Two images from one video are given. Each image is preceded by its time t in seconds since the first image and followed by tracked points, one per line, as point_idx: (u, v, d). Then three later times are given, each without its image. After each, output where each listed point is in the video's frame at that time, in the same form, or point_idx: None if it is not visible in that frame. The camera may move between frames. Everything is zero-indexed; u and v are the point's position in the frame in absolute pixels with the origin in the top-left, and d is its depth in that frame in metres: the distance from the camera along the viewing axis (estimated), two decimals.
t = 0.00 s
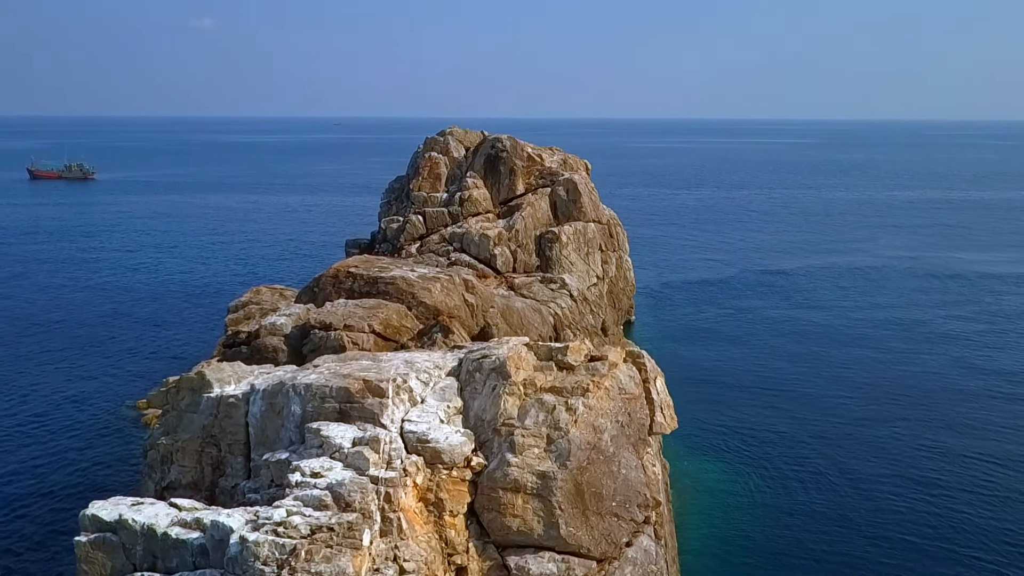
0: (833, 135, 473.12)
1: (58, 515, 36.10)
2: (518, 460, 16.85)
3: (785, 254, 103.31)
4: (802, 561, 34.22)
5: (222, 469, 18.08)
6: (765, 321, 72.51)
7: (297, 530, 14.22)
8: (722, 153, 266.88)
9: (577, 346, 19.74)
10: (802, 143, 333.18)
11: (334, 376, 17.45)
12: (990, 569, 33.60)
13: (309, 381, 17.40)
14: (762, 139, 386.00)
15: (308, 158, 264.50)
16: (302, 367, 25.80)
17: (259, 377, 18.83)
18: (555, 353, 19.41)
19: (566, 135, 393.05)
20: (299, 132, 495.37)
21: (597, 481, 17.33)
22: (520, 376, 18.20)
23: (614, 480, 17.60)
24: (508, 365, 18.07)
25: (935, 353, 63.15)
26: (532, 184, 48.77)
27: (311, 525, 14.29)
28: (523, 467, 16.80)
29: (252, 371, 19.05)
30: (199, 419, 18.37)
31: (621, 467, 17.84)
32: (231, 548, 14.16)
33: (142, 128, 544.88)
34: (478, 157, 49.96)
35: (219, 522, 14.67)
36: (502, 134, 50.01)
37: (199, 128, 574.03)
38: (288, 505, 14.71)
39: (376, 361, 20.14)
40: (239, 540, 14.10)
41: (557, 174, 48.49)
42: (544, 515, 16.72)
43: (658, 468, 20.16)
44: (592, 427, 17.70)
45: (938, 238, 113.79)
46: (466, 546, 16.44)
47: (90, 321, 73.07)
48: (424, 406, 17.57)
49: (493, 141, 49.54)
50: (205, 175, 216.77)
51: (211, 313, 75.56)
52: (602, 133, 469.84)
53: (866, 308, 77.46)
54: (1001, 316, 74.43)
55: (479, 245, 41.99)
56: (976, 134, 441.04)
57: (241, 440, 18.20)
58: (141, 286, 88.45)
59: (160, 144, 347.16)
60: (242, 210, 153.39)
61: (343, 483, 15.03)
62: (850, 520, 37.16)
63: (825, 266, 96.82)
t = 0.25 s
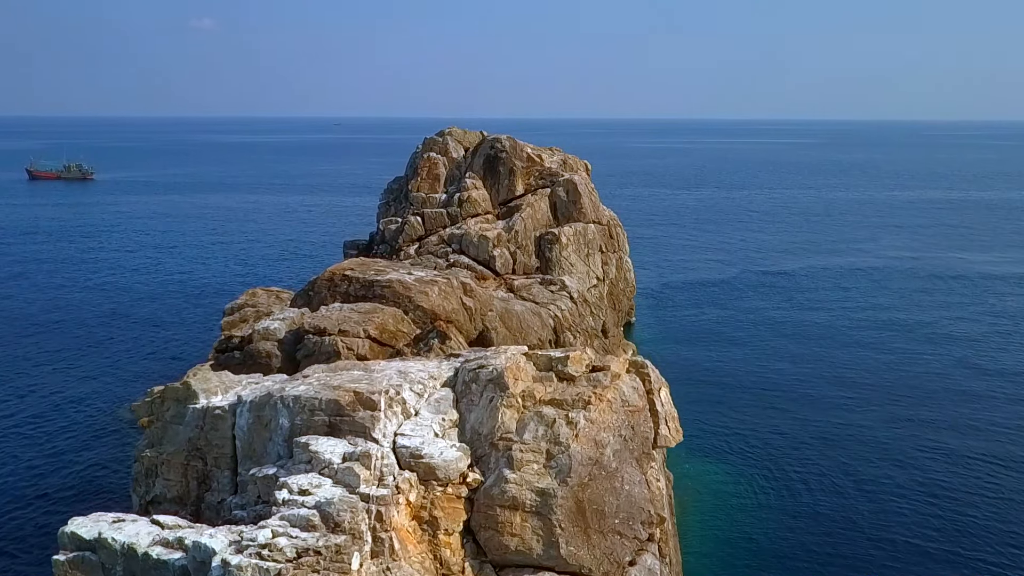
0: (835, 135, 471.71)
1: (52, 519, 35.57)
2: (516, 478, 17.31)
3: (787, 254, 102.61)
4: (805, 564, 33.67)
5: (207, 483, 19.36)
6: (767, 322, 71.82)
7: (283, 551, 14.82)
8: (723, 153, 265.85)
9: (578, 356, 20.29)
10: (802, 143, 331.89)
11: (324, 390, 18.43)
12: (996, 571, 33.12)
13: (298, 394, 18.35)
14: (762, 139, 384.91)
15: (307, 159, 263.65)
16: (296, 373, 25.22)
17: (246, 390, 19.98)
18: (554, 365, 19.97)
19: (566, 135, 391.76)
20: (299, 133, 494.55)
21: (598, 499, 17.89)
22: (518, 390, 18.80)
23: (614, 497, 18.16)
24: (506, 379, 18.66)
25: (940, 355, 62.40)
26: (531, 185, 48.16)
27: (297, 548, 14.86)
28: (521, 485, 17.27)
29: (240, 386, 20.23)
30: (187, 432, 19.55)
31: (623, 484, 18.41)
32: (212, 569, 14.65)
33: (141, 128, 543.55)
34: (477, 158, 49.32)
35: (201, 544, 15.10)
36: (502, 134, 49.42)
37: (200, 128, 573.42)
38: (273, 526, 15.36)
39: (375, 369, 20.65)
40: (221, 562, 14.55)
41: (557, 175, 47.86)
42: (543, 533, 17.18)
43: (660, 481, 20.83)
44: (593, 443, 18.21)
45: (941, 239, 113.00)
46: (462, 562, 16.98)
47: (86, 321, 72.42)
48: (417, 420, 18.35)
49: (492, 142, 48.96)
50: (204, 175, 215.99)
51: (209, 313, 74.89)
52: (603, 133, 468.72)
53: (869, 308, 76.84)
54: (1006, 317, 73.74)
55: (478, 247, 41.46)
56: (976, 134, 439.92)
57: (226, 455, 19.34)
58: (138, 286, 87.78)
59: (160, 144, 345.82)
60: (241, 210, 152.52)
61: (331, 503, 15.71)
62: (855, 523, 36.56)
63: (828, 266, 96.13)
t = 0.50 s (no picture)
0: (835, 135, 471.16)
1: (44, 521, 34.97)
2: (514, 496, 17.55)
3: (788, 255, 102.02)
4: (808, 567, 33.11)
5: (192, 497, 19.58)
6: (770, 322, 71.15)
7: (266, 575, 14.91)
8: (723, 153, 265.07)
9: (580, 365, 20.26)
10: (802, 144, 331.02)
11: (312, 401, 18.51)
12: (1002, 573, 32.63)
13: (285, 406, 18.39)
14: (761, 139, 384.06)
15: (307, 159, 262.92)
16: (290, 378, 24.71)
17: (232, 400, 20.01)
18: (555, 376, 19.97)
19: (565, 135, 390.79)
20: (300, 133, 493.42)
21: (601, 518, 18.09)
22: (516, 402, 18.88)
23: (618, 516, 18.35)
24: (503, 391, 18.70)
25: (945, 356, 61.76)
26: (531, 185, 47.52)
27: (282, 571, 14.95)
28: (519, 503, 17.50)
29: (225, 396, 20.30)
30: (171, 445, 19.77)
31: (628, 500, 18.59)
32: None
33: (140, 128, 542.34)
34: (476, 158, 48.74)
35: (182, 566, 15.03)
36: (501, 135, 48.81)
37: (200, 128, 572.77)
38: (257, 549, 15.40)
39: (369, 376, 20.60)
40: None
41: (557, 175, 47.27)
42: (542, 552, 17.47)
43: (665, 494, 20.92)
44: (595, 459, 18.39)
45: (943, 239, 112.40)
46: None
47: (83, 322, 71.76)
48: (411, 433, 18.48)
49: (491, 142, 48.38)
50: (204, 175, 215.20)
51: (206, 314, 74.24)
52: (603, 133, 468.06)
53: (871, 308, 76.28)
54: (1009, 317, 73.16)
55: (477, 248, 40.95)
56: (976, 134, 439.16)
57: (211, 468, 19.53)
58: (135, 287, 87.14)
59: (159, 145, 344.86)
60: (240, 211, 151.82)
61: (319, 523, 15.80)
62: (862, 526, 35.92)
63: (829, 266, 95.53)
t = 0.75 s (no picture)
0: (835, 135, 470.22)
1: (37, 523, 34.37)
2: (511, 515, 17.20)
3: (790, 255, 101.45)
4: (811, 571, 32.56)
5: (177, 513, 19.23)
6: (773, 323, 70.51)
7: None
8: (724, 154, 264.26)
9: (580, 377, 19.99)
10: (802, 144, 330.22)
11: (300, 415, 18.24)
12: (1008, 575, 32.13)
13: (272, 420, 18.10)
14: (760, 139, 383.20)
15: (307, 159, 261.91)
16: (284, 383, 24.20)
17: (218, 413, 19.66)
18: (554, 388, 19.71)
19: (565, 136, 389.94)
20: (300, 134, 492.60)
21: (603, 537, 17.63)
22: (513, 415, 18.61)
23: (622, 535, 17.85)
24: (499, 405, 18.47)
25: (950, 357, 61.11)
26: (530, 186, 46.93)
27: None
28: (517, 522, 17.13)
29: (211, 407, 19.99)
30: (154, 457, 19.34)
31: (633, 519, 18.14)
32: None
33: (140, 128, 541.54)
34: (475, 158, 48.19)
35: None
36: (500, 135, 48.22)
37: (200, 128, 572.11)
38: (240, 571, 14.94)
39: (362, 387, 20.29)
40: None
41: (557, 175, 46.71)
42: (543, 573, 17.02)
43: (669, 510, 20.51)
44: (597, 475, 18.11)
45: (945, 240, 111.81)
46: None
47: (80, 323, 71.15)
48: (404, 449, 18.22)
49: (490, 142, 47.79)
50: (203, 175, 214.23)
51: (204, 314, 73.63)
52: (604, 133, 467.38)
53: (873, 309, 75.75)
54: (1012, 318, 72.60)
55: (476, 250, 40.48)
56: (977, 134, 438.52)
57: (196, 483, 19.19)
58: (133, 287, 86.56)
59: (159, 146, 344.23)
60: (239, 211, 151.23)
61: (305, 546, 15.55)
62: (868, 529, 35.29)
63: (832, 267, 94.93)
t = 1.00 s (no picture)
0: (836, 135, 469.34)
1: (30, 526, 33.86)
2: (508, 534, 16.71)
3: (792, 256, 100.88)
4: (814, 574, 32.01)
5: (160, 528, 18.74)
6: (775, 324, 69.91)
7: None
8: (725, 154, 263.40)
9: (581, 389, 19.42)
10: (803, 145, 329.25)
11: (286, 428, 17.78)
12: None
13: (257, 434, 17.63)
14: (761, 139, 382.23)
15: (307, 160, 261.21)
16: (276, 389, 23.65)
17: (202, 425, 19.21)
18: (555, 400, 19.17)
19: (566, 136, 389.33)
20: (301, 133, 491.48)
21: (604, 556, 17.16)
22: (511, 429, 18.04)
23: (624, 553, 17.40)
24: (497, 418, 17.88)
25: (954, 357, 60.55)
26: (530, 186, 46.36)
27: None
28: (514, 541, 16.66)
29: (197, 420, 19.49)
30: (137, 471, 18.91)
31: (635, 537, 17.73)
32: None
33: (140, 128, 540.64)
34: (474, 158, 47.59)
35: None
36: (500, 135, 47.64)
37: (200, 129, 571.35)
38: None
39: (354, 397, 19.76)
40: None
41: (557, 176, 46.19)
42: None
43: (674, 527, 19.89)
44: (598, 491, 17.64)
45: (948, 240, 111.10)
46: None
47: (77, 323, 70.60)
48: (397, 463, 17.68)
49: (490, 142, 47.20)
50: (202, 176, 213.54)
51: (202, 315, 73.08)
52: (604, 133, 466.13)
53: (876, 309, 75.18)
54: (1016, 318, 71.98)
55: (475, 251, 39.98)
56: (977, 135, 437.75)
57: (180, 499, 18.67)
58: (131, 287, 85.99)
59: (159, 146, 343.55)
60: (238, 211, 150.62)
61: (291, 568, 15.24)
62: (873, 532, 34.77)
63: (833, 267, 94.32)
